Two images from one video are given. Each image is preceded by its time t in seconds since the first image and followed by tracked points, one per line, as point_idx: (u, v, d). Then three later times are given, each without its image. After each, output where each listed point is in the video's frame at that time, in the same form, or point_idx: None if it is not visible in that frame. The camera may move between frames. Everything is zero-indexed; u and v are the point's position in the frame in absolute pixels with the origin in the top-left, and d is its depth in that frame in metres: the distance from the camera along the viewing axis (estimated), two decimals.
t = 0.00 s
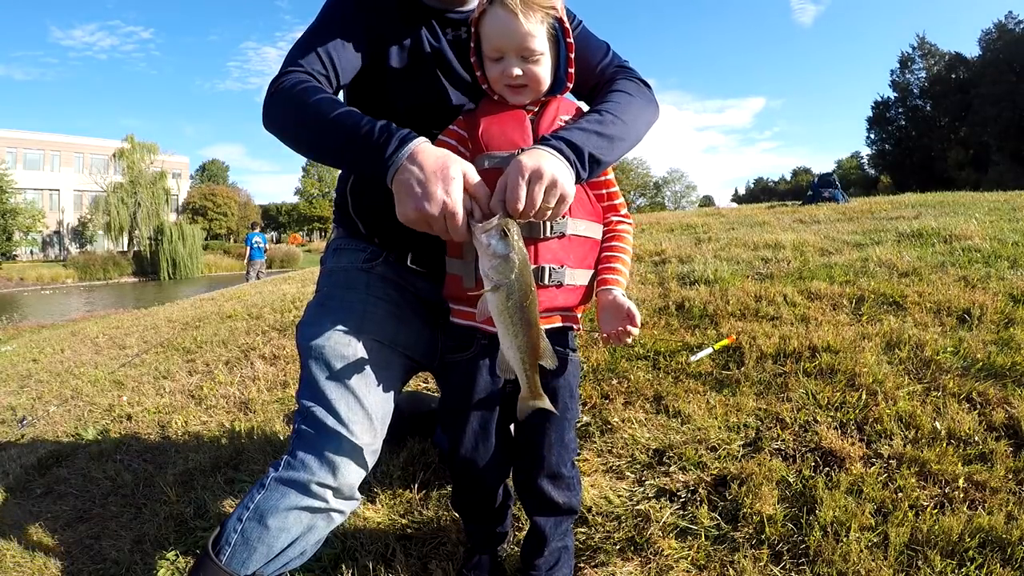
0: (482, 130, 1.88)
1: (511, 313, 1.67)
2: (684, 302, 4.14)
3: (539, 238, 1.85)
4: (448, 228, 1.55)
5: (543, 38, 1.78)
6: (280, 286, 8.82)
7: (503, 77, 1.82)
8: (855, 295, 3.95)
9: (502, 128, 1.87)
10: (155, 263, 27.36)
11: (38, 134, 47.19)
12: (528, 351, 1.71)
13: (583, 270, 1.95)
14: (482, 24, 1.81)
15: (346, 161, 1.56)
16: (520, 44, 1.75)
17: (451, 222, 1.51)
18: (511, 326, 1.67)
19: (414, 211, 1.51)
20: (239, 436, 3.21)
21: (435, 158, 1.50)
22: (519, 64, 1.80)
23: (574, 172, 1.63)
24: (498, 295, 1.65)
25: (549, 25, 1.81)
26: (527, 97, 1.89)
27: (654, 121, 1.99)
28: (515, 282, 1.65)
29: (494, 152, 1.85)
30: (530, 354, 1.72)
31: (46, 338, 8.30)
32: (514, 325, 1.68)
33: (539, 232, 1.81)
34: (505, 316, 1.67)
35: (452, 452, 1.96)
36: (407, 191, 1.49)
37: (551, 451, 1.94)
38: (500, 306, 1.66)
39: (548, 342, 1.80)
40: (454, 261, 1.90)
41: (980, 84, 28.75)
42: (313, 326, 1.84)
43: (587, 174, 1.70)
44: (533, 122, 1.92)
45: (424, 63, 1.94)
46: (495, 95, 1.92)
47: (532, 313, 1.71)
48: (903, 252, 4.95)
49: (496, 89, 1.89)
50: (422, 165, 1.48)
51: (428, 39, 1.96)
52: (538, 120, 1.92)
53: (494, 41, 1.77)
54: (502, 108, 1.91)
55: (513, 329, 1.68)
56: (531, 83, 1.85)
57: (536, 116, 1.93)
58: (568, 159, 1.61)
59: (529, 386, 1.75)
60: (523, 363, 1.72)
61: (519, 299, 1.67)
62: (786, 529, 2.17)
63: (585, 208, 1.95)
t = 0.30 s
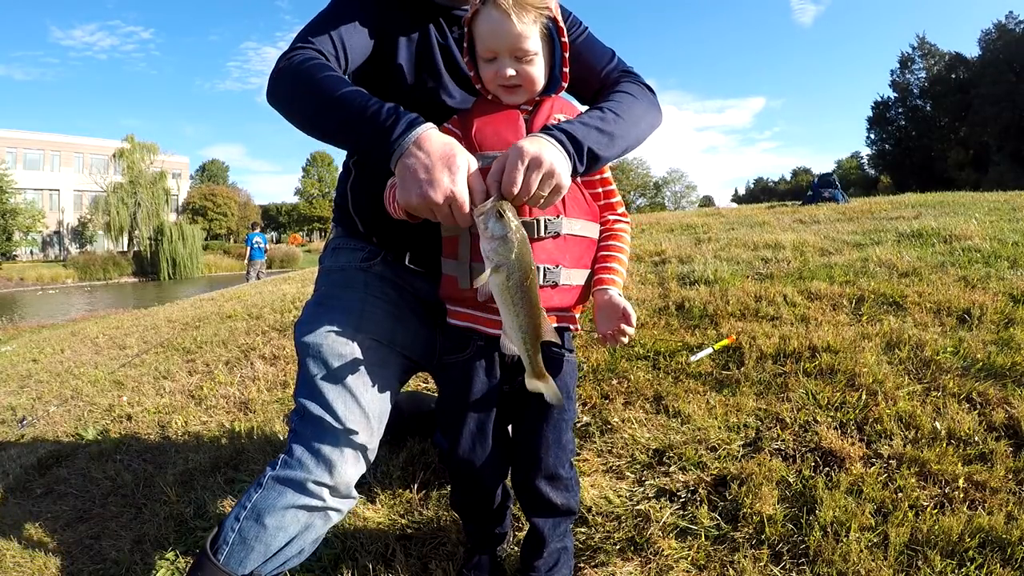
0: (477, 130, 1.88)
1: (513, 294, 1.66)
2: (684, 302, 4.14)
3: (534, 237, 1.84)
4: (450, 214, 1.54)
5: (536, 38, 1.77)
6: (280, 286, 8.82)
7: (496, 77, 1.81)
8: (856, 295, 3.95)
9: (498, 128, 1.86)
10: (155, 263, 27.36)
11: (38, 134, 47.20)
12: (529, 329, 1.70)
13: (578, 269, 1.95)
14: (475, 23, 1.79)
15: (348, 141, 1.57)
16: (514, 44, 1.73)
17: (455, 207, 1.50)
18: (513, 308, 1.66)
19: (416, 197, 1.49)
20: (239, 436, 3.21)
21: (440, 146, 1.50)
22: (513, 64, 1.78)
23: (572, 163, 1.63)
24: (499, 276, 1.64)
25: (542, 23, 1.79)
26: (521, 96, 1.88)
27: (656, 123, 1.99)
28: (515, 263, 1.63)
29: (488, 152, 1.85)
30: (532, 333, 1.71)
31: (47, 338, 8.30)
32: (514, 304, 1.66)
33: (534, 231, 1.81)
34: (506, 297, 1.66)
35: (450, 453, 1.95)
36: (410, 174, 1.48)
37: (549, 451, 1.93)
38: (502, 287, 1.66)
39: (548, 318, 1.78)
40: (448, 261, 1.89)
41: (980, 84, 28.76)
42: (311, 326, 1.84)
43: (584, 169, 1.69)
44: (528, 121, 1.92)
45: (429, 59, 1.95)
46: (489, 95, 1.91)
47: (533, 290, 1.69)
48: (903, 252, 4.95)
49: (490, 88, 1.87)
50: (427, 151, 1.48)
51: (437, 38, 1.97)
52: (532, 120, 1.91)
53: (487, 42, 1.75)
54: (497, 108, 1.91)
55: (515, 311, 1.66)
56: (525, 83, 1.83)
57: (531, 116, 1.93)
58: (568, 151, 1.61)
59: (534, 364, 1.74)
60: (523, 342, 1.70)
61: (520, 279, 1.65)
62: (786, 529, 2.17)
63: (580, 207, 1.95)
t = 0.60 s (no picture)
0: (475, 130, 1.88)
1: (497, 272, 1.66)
2: (684, 302, 4.14)
3: (533, 237, 1.84)
4: (449, 192, 1.50)
5: (532, 36, 1.76)
6: (280, 286, 8.82)
7: (493, 75, 1.81)
8: (855, 295, 3.95)
9: (495, 127, 1.87)
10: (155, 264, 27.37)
11: (38, 134, 47.20)
12: (509, 311, 1.70)
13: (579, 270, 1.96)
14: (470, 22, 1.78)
15: (351, 116, 1.58)
16: (510, 43, 1.73)
17: (452, 182, 1.46)
18: (497, 287, 1.66)
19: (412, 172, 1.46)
20: (239, 436, 3.21)
21: (440, 122, 1.48)
22: (508, 63, 1.78)
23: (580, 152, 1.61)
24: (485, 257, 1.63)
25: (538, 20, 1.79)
26: (518, 95, 1.88)
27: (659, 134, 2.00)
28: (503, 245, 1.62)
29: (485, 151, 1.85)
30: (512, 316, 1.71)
31: (47, 338, 8.30)
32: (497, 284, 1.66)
33: (531, 231, 1.82)
34: (490, 278, 1.64)
35: (449, 453, 1.95)
36: (410, 149, 1.46)
37: (549, 452, 1.93)
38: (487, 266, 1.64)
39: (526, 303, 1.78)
40: (447, 261, 1.89)
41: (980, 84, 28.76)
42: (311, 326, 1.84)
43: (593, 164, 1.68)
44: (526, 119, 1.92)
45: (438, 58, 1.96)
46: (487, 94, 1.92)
47: (517, 273, 1.69)
48: (903, 252, 4.95)
49: (487, 87, 1.88)
50: (427, 128, 1.47)
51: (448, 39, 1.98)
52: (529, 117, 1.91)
53: (482, 41, 1.75)
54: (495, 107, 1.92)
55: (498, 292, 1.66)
56: (522, 82, 1.83)
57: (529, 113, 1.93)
58: (579, 142, 1.61)
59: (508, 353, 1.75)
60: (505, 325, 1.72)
61: (506, 262, 1.65)
62: (786, 529, 2.17)
63: (579, 205, 1.95)
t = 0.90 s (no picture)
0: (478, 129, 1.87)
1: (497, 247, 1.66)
2: (684, 302, 4.14)
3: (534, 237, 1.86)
4: (451, 164, 1.52)
5: (535, 32, 1.76)
6: (281, 285, 8.82)
7: (495, 71, 1.80)
8: (855, 295, 3.95)
9: (497, 123, 1.89)
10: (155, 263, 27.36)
11: (38, 134, 47.20)
12: (505, 286, 1.69)
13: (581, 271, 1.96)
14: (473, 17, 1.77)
15: (352, 89, 1.61)
16: (513, 38, 1.72)
17: (455, 153, 1.48)
18: (496, 260, 1.66)
19: (412, 142, 1.48)
20: (240, 436, 3.21)
21: (440, 96, 1.51)
22: (511, 59, 1.76)
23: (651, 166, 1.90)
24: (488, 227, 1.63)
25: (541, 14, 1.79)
26: (522, 91, 1.87)
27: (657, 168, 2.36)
28: (507, 219, 1.62)
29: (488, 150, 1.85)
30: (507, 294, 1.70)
31: (47, 338, 8.30)
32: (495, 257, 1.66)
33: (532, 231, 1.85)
34: (489, 249, 1.65)
35: (450, 453, 1.95)
36: (410, 121, 1.49)
37: (550, 453, 1.93)
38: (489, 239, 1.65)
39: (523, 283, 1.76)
40: (449, 261, 1.89)
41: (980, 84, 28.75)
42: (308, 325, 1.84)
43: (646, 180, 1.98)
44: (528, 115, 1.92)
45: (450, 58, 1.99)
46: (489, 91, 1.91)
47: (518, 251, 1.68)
48: (903, 252, 4.95)
49: (488, 82, 1.86)
50: (427, 100, 1.50)
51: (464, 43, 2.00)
52: (532, 115, 1.91)
53: (485, 36, 1.74)
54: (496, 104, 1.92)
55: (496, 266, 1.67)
56: (524, 78, 1.82)
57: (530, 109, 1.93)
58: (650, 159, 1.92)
59: (495, 331, 1.72)
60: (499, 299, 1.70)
61: (508, 235, 1.64)
62: (786, 529, 2.16)
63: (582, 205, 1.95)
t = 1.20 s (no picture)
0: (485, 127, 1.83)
1: (523, 232, 1.67)
2: (684, 302, 4.14)
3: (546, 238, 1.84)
4: (470, 144, 1.50)
5: (550, 26, 1.76)
6: (281, 285, 8.83)
7: (507, 62, 1.79)
8: (855, 295, 3.95)
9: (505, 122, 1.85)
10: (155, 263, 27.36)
11: (38, 134, 47.20)
12: (537, 270, 1.69)
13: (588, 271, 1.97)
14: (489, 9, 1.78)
15: (366, 64, 1.61)
16: (527, 29, 1.72)
17: (474, 131, 1.46)
18: (521, 243, 1.67)
19: (430, 118, 1.46)
20: (240, 436, 3.21)
21: (458, 74, 1.50)
22: (524, 50, 1.76)
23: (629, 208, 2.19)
24: (511, 209, 1.65)
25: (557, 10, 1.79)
26: (532, 87, 1.85)
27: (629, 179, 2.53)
28: (531, 196, 1.64)
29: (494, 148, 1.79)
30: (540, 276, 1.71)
31: (47, 338, 8.30)
32: (520, 241, 1.67)
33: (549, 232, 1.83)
34: (516, 234, 1.66)
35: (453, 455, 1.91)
36: (427, 99, 1.47)
37: (555, 454, 1.93)
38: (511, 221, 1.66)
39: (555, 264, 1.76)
40: (455, 262, 1.85)
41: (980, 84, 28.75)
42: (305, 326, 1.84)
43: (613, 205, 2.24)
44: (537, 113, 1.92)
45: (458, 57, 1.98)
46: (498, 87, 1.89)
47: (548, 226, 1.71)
48: (904, 252, 4.95)
49: (499, 76, 1.83)
50: (445, 79, 1.50)
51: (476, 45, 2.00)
52: (542, 113, 1.91)
53: (500, 26, 1.74)
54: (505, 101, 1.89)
55: (524, 250, 1.67)
56: (536, 73, 1.81)
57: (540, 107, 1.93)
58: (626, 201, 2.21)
59: (535, 315, 1.72)
60: (532, 286, 1.70)
61: (532, 218, 1.66)
62: (786, 529, 2.16)
63: (589, 205, 1.96)
